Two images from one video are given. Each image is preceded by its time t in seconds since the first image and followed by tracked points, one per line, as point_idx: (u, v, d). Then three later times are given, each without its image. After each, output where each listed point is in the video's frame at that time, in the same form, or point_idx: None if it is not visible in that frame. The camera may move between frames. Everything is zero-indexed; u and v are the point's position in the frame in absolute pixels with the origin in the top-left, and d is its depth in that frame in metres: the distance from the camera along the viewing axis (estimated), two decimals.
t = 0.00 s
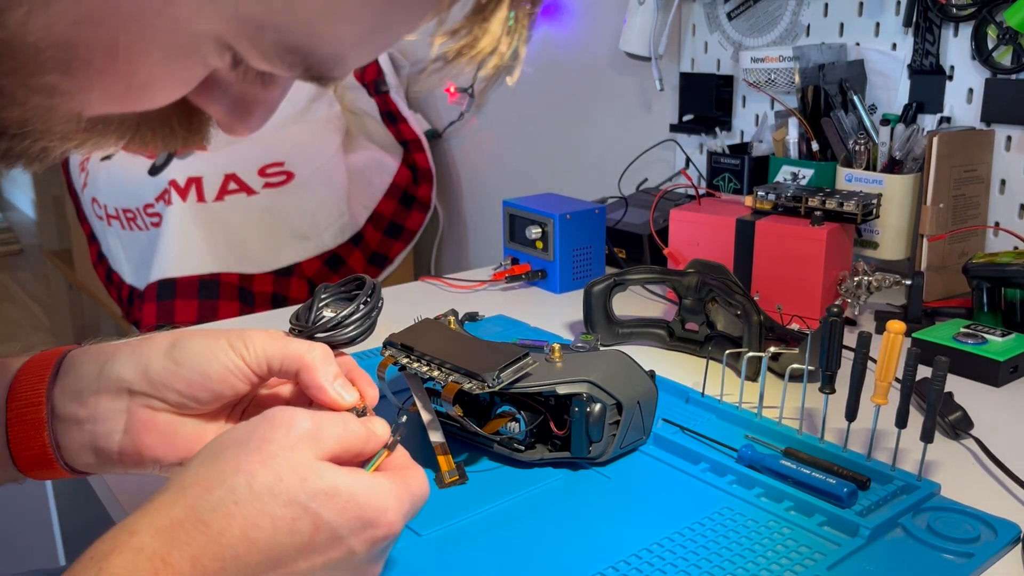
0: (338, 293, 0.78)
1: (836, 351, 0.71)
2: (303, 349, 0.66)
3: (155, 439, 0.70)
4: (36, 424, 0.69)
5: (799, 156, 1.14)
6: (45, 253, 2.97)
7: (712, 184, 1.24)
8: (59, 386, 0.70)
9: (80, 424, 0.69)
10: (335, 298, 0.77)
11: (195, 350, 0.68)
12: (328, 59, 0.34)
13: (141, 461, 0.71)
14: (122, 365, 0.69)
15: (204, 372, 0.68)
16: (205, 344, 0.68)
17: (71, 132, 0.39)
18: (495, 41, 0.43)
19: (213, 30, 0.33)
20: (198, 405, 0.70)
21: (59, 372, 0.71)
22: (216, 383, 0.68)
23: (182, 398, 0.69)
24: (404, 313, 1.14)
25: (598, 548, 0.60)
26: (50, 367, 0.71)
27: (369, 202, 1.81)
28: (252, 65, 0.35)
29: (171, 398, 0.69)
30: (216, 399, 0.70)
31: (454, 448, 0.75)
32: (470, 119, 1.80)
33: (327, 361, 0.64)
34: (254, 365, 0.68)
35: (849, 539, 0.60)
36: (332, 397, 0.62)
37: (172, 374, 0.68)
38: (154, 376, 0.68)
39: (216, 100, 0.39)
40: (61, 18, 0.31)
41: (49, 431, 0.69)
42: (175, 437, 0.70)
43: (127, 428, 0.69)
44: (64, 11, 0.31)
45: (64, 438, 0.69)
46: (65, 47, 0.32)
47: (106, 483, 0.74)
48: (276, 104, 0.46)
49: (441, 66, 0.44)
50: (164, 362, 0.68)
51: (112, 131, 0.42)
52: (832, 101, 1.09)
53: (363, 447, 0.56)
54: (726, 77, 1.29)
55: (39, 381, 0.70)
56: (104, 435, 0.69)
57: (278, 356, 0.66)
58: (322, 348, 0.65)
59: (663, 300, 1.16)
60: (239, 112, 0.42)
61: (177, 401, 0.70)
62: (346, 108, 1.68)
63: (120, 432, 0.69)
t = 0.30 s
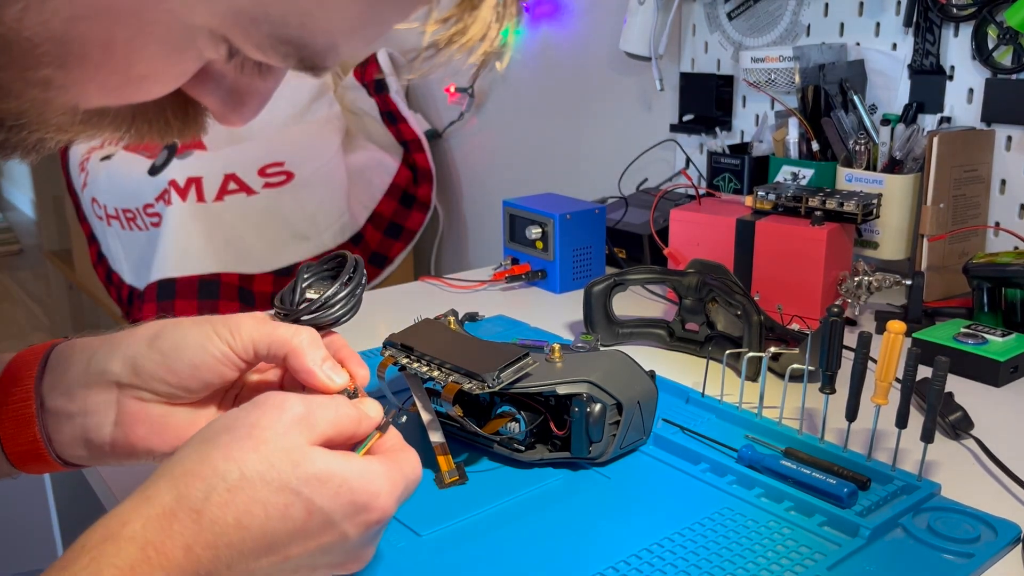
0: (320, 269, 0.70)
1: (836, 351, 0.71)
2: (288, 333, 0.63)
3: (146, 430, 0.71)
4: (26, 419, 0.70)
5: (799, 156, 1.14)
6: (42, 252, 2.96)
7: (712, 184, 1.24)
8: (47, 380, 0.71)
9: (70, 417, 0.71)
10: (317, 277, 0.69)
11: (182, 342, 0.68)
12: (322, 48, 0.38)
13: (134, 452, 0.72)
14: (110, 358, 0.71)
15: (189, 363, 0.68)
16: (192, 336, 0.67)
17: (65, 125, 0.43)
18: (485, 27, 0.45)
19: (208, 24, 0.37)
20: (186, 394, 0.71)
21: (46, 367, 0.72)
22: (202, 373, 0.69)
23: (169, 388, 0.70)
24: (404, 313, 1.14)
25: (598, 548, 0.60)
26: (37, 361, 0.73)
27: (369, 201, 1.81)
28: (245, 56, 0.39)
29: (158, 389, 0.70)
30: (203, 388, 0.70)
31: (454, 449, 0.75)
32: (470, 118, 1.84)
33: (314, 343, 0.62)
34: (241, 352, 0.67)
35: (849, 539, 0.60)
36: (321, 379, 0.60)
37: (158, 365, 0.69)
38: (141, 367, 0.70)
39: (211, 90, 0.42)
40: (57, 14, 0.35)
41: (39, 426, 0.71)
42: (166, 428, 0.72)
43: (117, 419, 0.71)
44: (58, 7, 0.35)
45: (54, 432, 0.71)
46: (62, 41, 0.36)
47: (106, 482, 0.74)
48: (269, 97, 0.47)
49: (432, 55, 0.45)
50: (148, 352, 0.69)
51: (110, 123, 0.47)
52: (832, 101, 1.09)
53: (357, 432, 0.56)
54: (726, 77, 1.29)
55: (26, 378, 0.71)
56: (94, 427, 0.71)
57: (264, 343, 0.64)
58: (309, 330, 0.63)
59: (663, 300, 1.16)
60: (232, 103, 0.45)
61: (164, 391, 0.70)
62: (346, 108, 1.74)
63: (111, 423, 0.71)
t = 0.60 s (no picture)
0: (308, 232, 0.64)
1: (836, 351, 0.71)
2: (270, 321, 0.62)
3: (144, 423, 0.73)
4: (28, 419, 0.72)
5: (799, 156, 1.14)
6: (42, 251, 2.96)
7: (712, 184, 1.24)
8: (40, 383, 0.72)
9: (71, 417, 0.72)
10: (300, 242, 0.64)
11: (163, 337, 0.68)
12: (327, 38, 0.40)
13: (135, 441, 0.74)
14: (96, 356, 0.71)
15: (175, 358, 0.69)
16: (172, 331, 0.67)
17: (75, 118, 0.46)
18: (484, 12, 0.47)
19: (217, 13, 0.38)
20: (177, 387, 0.72)
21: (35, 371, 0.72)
22: (190, 365, 0.69)
23: (159, 382, 0.71)
24: (403, 313, 1.14)
25: (597, 549, 0.60)
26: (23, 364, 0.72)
27: (369, 202, 1.81)
28: (252, 45, 0.41)
29: (149, 384, 0.71)
30: (192, 378, 0.71)
31: (454, 449, 0.75)
32: (470, 118, 1.84)
33: (298, 328, 0.61)
34: (223, 340, 0.67)
35: (849, 539, 0.60)
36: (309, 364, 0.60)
37: (145, 361, 0.69)
38: (128, 364, 0.70)
39: (216, 82, 0.45)
40: (71, 9, 0.37)
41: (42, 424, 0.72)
42: (163, 418, 0.73)
43: (114, 414, 0.72)
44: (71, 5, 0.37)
45: (58, 430, 0.73)
46: (73, 36, 0.38)
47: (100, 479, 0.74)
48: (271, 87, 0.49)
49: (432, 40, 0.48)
50: (135, 351, 0.69)
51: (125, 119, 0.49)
52: (832, 101, 1.09)
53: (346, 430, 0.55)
54: (726, 77, 1.29)
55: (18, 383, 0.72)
56: (95, 424, 0.72)
57: (247, 330, 0.64)
58: (292, 316, 0.62)
59: (663, 300, 1.16)
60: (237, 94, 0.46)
61: (156, 385, 0.71)
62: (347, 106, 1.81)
63: (109, 419, 0.72)
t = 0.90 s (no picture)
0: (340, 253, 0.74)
1: (836, 351, 0.71)
2: (265, 294, 0.67)
3: (139, 373, 0.76)
4: (36, 362, 0.76)
5: (799, 156, 1.14)
6: (43, 252, 2.96)
7: (712, 184, 1.24)
8: (53, 330, 0.76)
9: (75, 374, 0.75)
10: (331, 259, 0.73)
11: (170, 293, 0.72)
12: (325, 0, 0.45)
13: (128, 392, 0.77)
14: (110, 304, 0.76)
15: (175, 312, 0.72)
16: (178, 287, 0.72)
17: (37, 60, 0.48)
18: None
19: None
20: (176, 345, 0.75)
21: (54, 317, 0.77)
22: (188, 322, 0.73)
23: (160, 336, 0.75)
24: (403, 313, 1.14)
25: (597, 549, 0.60)
26: (48, 311, 0.78)
27: (369, 201, 1.81)
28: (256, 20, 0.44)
29: (149, 336, 0.75)
30: (190, 339, 0.75)
31: (453, 448, 0.75)
32: (470, 118, 1.88)
33: (286, 303, 0.66)
34: (222, 303, 0.71)
35: (849, 539, 0.60)
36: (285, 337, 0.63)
37: (150, 313, 0.74)
38: (135, 315, 0.74)
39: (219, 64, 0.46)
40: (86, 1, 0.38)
41: (48, 368, 0.76)
42: (157, 372, 0.76)
43: (113, 361, 0.75)
44: None
45: (62, 374, 0.76)
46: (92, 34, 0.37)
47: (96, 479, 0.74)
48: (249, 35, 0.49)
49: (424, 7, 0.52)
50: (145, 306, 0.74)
51: (108, 108, 0.60)
52: (832, 101, 1.09)
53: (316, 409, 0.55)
54: (726, 77, 1.29)
55: (37, 326, 0.77)
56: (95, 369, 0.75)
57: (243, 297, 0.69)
58: (283, 294, 0.67)
59: (663, 300, 1.16)
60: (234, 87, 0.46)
61: (157, 340, 0.75)
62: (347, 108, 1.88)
63: (108, 364, 0.75)
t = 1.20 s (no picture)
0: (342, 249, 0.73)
1: (836, 351, 0.71)
2: (267, 292, 0.66)
3: (141, 371, 0.76)
4: (40, 360, 0.76)
5: (799, 156, 1.14)
6: (43, 252, 2.97)
7: (712, 184, 1.24)
8: (57, 328, 0.77)
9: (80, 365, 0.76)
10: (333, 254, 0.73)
11: (171, 290, 0.72)
12: None
13: (131, 391, 0.77)
14: (113, 301, 0.76)
15: (176, 309, 0.72)
16: (178, 284, 0.72)
17: None
18: None
19: None
20: (178, 341, 0.75)
21: (55, 316, 0.77)
22: (189, 319, 0.73)
23: (162, 333, 0.75)
24: (404, 313, 1.14)
25: (598, 549, 0.60)
26: (49, 310, 0.78)
27: (369, 202, 1.81)
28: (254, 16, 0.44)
29: (151, 332, 0.75)
30: (192, 336, 0.75)
31: (453, 448, 0.75)
32: (470, 118, 1.88)
33: (290, 301, 0.64)
34: (222, 300, 0.71)
35: (849, 539, 0.60)
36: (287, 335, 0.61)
37: (151, 309, 0.74)
38: (136, 312, 0.75)
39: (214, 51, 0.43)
40: None
41: (52, 367, 0.76)
42: (159, 369, 0.76)
43: (116, 358, 0.76)
44: None
45: (65, 372, 0.76)
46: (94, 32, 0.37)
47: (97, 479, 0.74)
48: None
49: None
50: (147, 302, 0.74)
51: (91, 92, 0.59)
52: (832, 101, 1.10)
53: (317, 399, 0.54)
54: (726, 77, 1.29)
55: (40, 325, 0.77)
56: (99, 366, 0.76)
57: (244, 294, 0.68)
58: (286, 291, 0.65)
59: (663, 300, 1.16)
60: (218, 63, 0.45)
61: (158, 337, 0.75)
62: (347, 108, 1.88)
63: (112, 362, 0.76)
